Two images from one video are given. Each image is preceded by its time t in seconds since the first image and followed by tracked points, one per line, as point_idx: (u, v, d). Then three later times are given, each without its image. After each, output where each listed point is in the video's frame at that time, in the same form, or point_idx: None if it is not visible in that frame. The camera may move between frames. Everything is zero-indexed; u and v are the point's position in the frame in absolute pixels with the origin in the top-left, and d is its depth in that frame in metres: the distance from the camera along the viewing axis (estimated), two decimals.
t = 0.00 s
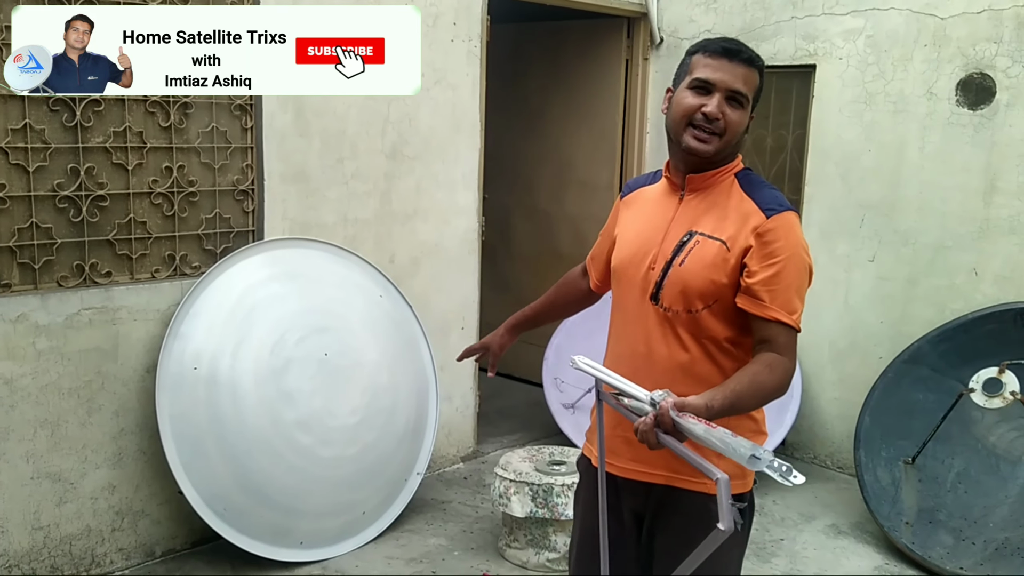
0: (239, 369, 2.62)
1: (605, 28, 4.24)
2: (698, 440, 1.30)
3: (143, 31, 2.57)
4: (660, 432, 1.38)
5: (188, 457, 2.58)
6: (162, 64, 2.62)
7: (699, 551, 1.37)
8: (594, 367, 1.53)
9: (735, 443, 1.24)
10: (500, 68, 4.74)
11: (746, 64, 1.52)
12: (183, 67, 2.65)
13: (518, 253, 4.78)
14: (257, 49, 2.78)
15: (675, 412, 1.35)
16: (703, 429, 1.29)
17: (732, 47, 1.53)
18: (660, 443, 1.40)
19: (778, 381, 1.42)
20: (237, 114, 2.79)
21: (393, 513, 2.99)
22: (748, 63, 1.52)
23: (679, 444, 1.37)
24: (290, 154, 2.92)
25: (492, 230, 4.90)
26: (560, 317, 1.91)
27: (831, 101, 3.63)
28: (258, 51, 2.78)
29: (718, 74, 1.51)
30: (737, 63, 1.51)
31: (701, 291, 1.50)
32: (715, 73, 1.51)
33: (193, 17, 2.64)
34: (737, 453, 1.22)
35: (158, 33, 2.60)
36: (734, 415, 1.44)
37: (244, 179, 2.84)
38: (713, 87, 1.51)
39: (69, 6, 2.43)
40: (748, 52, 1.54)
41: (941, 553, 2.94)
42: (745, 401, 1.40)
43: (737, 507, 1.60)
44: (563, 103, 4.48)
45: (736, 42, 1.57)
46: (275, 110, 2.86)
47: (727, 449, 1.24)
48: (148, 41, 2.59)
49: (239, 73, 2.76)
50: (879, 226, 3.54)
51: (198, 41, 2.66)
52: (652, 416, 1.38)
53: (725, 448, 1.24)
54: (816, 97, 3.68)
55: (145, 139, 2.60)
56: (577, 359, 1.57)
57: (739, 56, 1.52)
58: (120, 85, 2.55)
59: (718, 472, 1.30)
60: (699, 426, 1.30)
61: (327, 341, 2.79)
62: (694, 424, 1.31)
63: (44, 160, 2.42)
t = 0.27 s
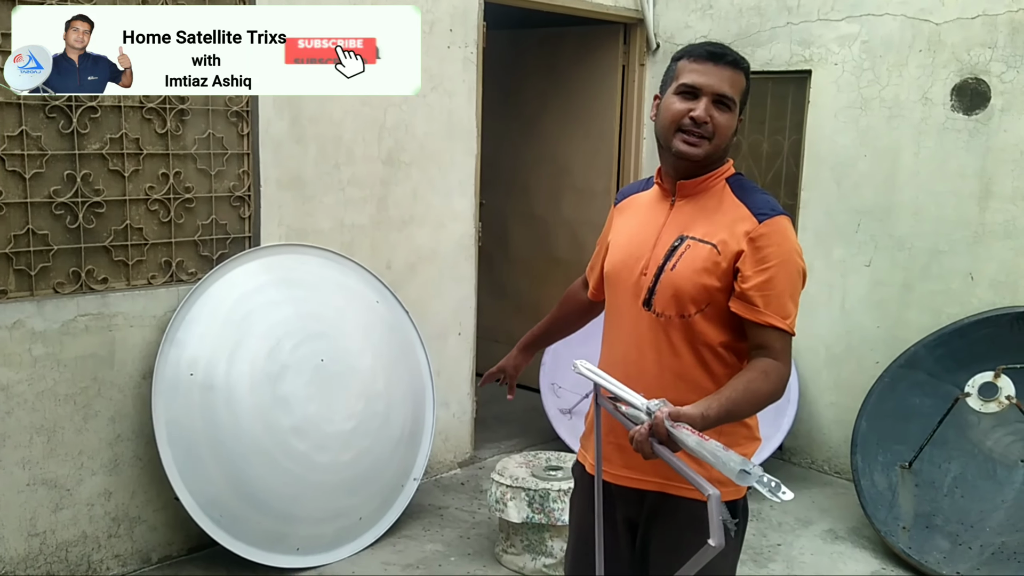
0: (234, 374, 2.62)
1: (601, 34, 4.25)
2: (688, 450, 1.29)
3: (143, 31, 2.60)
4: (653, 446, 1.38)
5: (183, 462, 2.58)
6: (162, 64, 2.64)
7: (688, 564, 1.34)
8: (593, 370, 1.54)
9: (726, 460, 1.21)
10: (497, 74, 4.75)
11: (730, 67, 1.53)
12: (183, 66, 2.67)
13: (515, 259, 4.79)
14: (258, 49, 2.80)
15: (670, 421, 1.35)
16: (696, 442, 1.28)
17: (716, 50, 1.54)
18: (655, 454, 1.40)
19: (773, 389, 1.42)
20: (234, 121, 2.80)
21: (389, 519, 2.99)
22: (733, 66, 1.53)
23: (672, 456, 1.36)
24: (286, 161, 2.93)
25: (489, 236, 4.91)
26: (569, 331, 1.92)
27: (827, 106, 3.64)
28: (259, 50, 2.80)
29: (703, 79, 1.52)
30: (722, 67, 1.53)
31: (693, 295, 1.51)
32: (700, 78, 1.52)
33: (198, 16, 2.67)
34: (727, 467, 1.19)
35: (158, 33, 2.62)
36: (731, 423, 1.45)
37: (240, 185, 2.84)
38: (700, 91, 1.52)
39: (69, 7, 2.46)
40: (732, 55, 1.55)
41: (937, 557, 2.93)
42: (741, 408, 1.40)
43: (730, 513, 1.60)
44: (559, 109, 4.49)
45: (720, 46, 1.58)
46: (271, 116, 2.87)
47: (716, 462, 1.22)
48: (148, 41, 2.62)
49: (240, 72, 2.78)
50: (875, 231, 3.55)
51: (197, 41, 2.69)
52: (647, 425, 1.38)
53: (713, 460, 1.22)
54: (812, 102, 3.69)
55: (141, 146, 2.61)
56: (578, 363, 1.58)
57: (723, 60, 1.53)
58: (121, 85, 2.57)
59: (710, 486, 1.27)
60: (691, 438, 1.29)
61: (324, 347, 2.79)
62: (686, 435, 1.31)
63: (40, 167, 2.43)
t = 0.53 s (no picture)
0: (230, 379, 2.63)
1: (597, 38, 4.26)
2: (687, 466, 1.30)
3: (143, 31, 2.61)
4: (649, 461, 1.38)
5: (179, 467, 2.59)
6: (162, 64, 2.65)
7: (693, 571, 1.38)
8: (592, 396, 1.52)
9: (721, 474, 1.24)
10: (494, 78, 4.77)
11: (708, 71, 1.53)
12: (183, 67, 2.68)
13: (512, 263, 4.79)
14: (256, 49, 2.81)
15: (666, 438, 1.34)
16: (690, 456, 1.29)
17: (692, 56, 1.54)
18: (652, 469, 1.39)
19: (768, 394, 1.43)
20: (229, 126, 2.80)
21: (386, 523, 2.99)
22: (712, 69, 1.53)
23: (670, 472, 1.36)
24: (282, 165, 2.94)
25: (486, 240, 4.91)
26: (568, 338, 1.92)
27: (822, 110, 3.66)
28: (257, 50, 2.82)
29: (683, 85, 1.53)
30: (700, 72, 1.53)
31: (684, 300, 1.51)
32: (679, 84, 1.53)
33: (199, 17, 2.69)
34: (722, 480, 1.24)
35: (158, 33, 2.63)
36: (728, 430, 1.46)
37: (236, 190, 2.85)
38: (679, 98, 1.53)
39: (70, 6, 2.47)
40: (711, 59, 1.56)
41: (933, 560, 2.92)
42: (735, 416, 1.41)
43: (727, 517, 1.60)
44: (556, 113, 4.50)
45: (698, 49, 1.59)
46: (267, 121, 2.87)
47: (713, 476, 1.25)
48: (149, 41, 2.63)
49: (239, 73, 2.79)
50: (871, 235, 3.55)
51: (197, 41, 2.70)
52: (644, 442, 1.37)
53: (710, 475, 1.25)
54: (807, 106, 3.70)
55: (137, 150, 2.62)
56: (574, 387, 1.58)
57: (702, 64, 1.54)
58: (120, 86, 2.58)
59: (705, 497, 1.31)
60: (686, 453, 1.30)
61: (319, 351, 2.79)
62: (684, 451, 1.31)
63: (36, 171, 2.44)
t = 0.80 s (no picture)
0: (226, 379, 2.63)
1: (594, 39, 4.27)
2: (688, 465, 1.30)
3: (143, 31, 2.62)
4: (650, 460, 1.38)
5: (176, 467, 2.59)
6: (161, 63, 2.65)
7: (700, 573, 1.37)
8: (592, 395, 1.51)
9: (721, 472, 1.24)
10: (491, 79, 4.77)
11: (679, 72, 1.54)
12: (182, 67, 2.69)
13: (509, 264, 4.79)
14: (256, 49, 2.81)
15: (666, 437, 1.34)
16: (690, 455, 1.29)
17: (662, 59, 1.55)
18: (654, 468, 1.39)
19: (767, 390, 1.43)
20: (225, 126, 2.81)
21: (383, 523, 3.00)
22: (684, 69, 1.54)
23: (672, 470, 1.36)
24: (278, 166, 2.94)
25: (483, 241, 4.91)
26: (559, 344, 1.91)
27: (818, 110, 3.66)
28: (257, 50, 2.82)
29: (658, 90, 1.53)
30: (671, 74, 1.54)
31: (680, 298, 1.52)
32: (654, 91, 1.54)
33: (196, 17, 2.68)
34: (722, 478, 1.24)
35: (158, 33, 2.64)
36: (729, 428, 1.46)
37: (232, 190, 2.86)
38: (656, 103, 1.54)
39: (69, 6, 2.49)
40: (682, 58, 1.56)
41: (929, 561, 2.92)
42: (736, 412, 1.41)
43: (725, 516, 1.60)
44: (552, 114, 4.50)
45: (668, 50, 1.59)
46: (263, 122, 2.88)
47: (714, 474, 1.25)
48: (148, 41, 2.63)
49: (239, 73, 2.80)
50: (867, 235, 3.56)
51: (198, 41, 2.70)
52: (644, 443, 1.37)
53: (712, 474, 1.25)
54: (803, 107, 3.71)
55: (133, 151, 2.62)
56: (575, 388, 1.54)
57: (673, 65, 1.54)
58: (119, 85, 2.59)
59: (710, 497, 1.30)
60: (687, 452, 1.30)
61: (316, 352, 2.79)
62: (684, 449, 1.31)
63: (31, 172, 2.44)
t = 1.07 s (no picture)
0: (221, 379, 2.63)
1: (591, 39, 4.27)
2: (698, 447, 1.28)
3: (143, 31, 2.62)
4: (659, 445, 1.35)
5: (171, 467, 2.59)
6: (162, 64, 2.65)
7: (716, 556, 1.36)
8: (587, 386, 1.49)
9: (740, 452, 1.21)
10: (488, 80, 4.78)
11: (674, 68, 1.54)
12: (183, 67, 2.69)
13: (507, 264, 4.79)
14: (256, 49, 2.82)
15: (673, 421, 1.33)
16: (704, 436, 1.26)
17: (656, 54, 1.55)
18: (660, 455, 1.36)
19: (765, 382, 1.43)
20: (221, 126, 2.81)
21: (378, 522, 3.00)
22: (678, 65, 1.55)
23: (680, 455, 1.34)
24: (274, 166, 2.94)
25: (481, 241, 4.91)
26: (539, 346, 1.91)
27: (815, 110, 3.66)
28: (257, 50, 2.83)
29: (652, 86, 1.54)
30: (666, 70, 1.54)
31: (674, 293, 1.51)
32: (650, 86, 1.54)
33: (195, 17, 2.69)
34: (742, 457, 1.19)
35: (158, 33, 2.64)
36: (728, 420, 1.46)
37: (228, 190, 2.85)
38: (651, 99, 1.54)
39: (69, 6, 2.49)
40: (675, 54, 1.57)
41: (925, 560, 2.92)
42: (737, 403, 1.41)
43: (721, 514, 1.59)
44: (549, 113, 4.50)
45: (661, 46, 1.60)
46: (259, 121, 2.88)
47: (729, 454, 1.22)
48: (148, 41, 2.64)
49: (239, 73, 2.81)
50: (864, 235, 3.56)
51: (198, 41, 2.71)
52: (651, 428, 1.35)
53: (726, 454, 1.22)
54: (800, 107, 3.71)
55: (128, 150, 2.62)
56: (567, 378, 1.53)
57: (667, 61, 1.54)
58: (119, 86, 2.60)
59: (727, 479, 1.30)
60: (700, 434, 1.27)
61: (311, 351, 2.79)
62: (693, 432, 1.29)
63: (26, 171, 2.44)
